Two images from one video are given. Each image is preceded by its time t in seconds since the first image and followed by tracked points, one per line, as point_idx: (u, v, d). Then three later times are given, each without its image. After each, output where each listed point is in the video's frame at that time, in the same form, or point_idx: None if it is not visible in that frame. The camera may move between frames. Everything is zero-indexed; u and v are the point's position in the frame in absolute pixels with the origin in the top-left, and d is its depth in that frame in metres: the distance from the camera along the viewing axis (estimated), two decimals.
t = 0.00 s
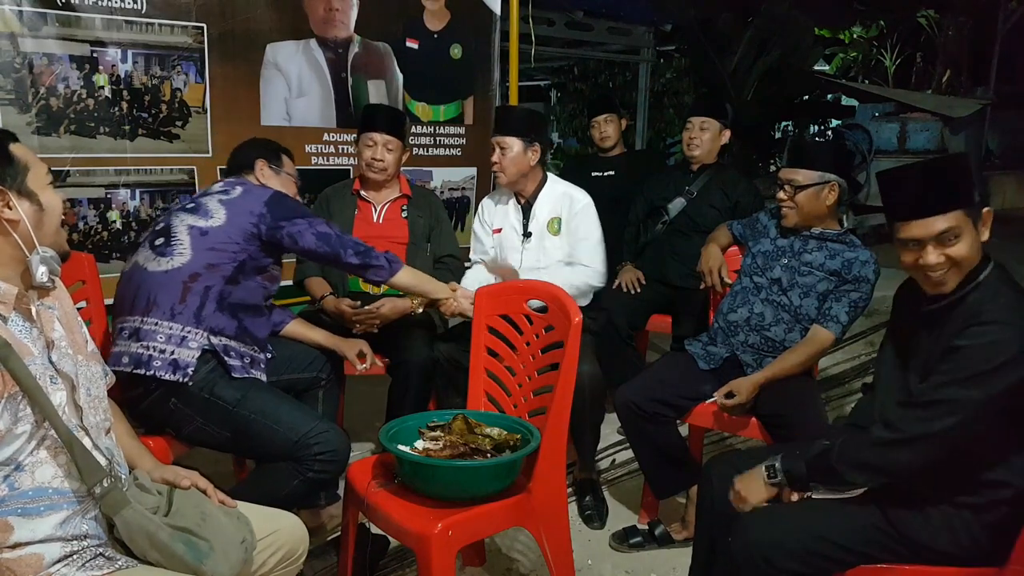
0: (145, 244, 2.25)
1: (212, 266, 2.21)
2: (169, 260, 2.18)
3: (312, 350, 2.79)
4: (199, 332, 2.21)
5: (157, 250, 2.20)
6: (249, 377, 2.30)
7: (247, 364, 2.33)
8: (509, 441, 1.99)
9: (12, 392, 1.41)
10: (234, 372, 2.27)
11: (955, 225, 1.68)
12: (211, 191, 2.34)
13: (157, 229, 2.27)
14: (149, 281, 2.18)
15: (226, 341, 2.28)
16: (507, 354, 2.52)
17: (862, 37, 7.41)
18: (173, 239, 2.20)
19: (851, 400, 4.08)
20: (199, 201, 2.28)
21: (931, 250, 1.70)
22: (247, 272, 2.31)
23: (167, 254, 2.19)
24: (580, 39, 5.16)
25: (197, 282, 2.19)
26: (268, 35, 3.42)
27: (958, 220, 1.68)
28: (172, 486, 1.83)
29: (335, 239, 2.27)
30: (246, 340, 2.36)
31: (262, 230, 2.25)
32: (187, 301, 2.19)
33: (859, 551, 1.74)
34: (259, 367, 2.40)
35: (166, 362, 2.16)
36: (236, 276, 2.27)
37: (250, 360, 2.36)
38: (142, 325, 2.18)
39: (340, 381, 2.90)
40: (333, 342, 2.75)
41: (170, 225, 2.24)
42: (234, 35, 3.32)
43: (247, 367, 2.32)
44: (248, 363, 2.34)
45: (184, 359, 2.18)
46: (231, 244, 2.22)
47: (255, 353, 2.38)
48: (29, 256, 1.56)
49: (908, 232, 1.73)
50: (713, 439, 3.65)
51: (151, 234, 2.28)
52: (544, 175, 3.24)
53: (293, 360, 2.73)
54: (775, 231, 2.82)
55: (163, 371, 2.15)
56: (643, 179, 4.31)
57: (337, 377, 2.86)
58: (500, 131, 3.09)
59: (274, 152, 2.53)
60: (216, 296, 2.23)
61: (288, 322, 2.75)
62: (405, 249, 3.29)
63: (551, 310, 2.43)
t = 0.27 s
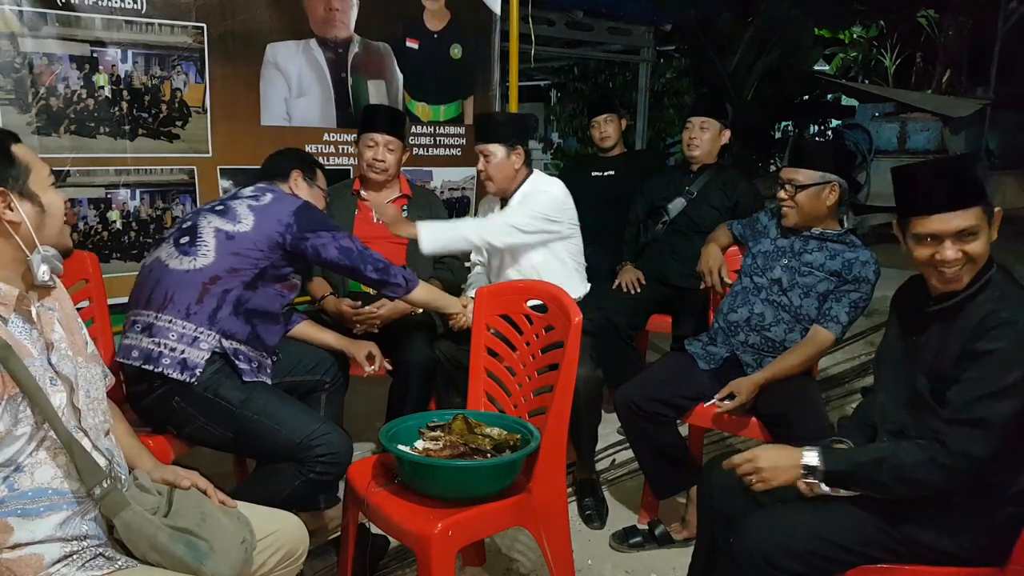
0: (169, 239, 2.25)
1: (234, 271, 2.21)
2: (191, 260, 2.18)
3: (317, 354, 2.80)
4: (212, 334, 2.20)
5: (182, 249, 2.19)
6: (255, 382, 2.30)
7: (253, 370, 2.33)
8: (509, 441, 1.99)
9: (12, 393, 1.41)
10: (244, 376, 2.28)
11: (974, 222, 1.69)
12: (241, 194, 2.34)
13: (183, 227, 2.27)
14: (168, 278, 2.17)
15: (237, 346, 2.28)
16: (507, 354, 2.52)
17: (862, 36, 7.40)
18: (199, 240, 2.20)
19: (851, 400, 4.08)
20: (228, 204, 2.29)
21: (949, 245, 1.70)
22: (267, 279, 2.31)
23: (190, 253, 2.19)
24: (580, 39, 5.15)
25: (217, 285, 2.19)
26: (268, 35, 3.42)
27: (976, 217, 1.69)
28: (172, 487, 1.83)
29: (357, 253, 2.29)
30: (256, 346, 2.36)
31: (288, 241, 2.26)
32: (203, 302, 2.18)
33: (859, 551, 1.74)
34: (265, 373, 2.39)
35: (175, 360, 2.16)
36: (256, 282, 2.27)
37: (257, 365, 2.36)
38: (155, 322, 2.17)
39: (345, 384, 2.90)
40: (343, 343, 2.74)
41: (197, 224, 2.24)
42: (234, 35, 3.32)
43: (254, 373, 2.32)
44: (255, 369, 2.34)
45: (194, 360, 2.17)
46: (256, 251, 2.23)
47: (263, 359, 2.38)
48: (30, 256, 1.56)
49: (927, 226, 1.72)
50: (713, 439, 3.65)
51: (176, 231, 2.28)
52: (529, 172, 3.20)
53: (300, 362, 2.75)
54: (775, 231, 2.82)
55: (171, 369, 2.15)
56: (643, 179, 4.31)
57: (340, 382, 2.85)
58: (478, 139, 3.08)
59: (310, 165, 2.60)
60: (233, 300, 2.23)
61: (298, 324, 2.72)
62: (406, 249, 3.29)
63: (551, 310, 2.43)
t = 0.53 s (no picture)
0: (171, 241, 2.23)
1: (240, 271, 2.20)
2: (196, 261, 2.16)
3: (323, 355, 2.79)
4: (219, 336, 2.20)
5: (185, 249, 2.18)
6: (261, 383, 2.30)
7: (260, 371, 2.32)
8: (509, 441, 1.99)
9: (13, 394, 1.41)
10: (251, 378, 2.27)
11: (973, 216, 1.69)
12: (240, 192, 2.33)
13: (184, 228, 2.25)
14: (172, 280, 2.16)
15: (244, 346, 2.27)
16: (507, 354, 2.52)
17: (862, 36, 7.40)
18: (202, 240, 2.19)
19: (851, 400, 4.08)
20: (228, 203, 2.28)
21: (939, 234, 1.72)
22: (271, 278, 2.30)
23: (194, 254, 2.17)
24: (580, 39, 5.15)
25: (222, 285, 2.18)
26: (268, 35, 3.42)
27: (976, 212, 1.70)
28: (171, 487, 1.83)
29: (359, 250, 2.29)
30: (262, 346, 2.35)
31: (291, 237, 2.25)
32: (210, 303, 2.17)
33: (858, 552, 1.74)
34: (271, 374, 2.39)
35: (184, 363, 2.15)
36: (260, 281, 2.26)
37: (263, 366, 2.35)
38: (162, 325, 2.16)
39: (348, 386, 2.89)
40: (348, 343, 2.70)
41: (198, 224, 2.23)
42: (234, 35, 3.32)
43: (261, 373, 2.32)
44: (261, 369, 2.33)
45: (202, 362, 2.17)
46: (259, 249, 2.22)
47: (269, 359, 2.38)
48: (31, 256, 1.56)
49: (925, 212, 1.76)
50: (713, 439, 3.65)
51: (178, 232, 2.26)
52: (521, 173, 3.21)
53: (304, 364, 2.75)
54: (775, 231, 2.82)
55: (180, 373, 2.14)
56: (643, 179, 4.31)
57: (343, 381, 2.85)
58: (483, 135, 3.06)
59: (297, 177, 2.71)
60: (239, 300, 2.22)
61: (302, 324, 2.71)
62: (405, 249, 3.29)
63: (551, 310, 2.43)
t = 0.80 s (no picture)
0: (143, 248, 2.22)
1: (213, 270, 2.17)
2: (168, 266, 2.14)
3: (318, 352, 2.79)
4: (203, 339, 2.18)
5: (157, 256, 2.16)
6: (253, 383, 2.29)
7: (251, 370, 2.30)
8: (509, 441, 1.99)
9: (13, 394, 1.41)
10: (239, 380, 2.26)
11: (933, 212, 1.78)
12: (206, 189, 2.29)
13: (154, 234, 2.23)
14: (149, 288, 2.15)
15: (230, 346, 2.25)
16: (507, 354, 2.52)
17: (862, 37, 7.39)
18: (172, 244, 2.16)
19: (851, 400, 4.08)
20: (194, 201, 2.24)
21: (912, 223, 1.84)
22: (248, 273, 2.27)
23: (165, 259, 2.15)
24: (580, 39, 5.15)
25: (198, 287, 2.16)
26: (268, 35, 3.42)
27: (935, 207, 1.77)
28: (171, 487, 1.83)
29: (329, 242, 2.23)
30: (251, 344, 2.33)
31: (259, 228, 2.21)
32: (188, 308, 2.16)
33: (858, 552, 1.74)
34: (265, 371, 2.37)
35: (171, 371, 2.14)
36: (236, 278, 2.23)
37: (255, 364, 2.33)
38: (145, 335, 2.15)
39: (345, 385, 2.90)
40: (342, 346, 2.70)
41: (167, 228, 2.20)
42: (234, 35, 3.32)
43: (252, 372, 2.30)
44: (253, 368, 2.31)
45: (188, 368, 2.16)
46: (230, 244, 2.18)
47: (261, 356, 2.35)
48: (31, 255, 1.55)
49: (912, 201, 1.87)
50: (713, 439, 3.65)
51: (149, 239, 2.24)
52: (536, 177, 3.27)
53: (300, 363, 2.74)
54: (775, 231, 2.82)
55: (167, 381, 2.14)
56: (643, 179, 4.31)
57: (341, 379, 2.85)
58: (503, 134, 3.07)
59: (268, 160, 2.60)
60: (217, 301, 2.20)
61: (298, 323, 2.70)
62: (405, 249, 3.29)
63: (550, 310, 2.43)
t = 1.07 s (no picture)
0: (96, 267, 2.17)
1: (157, 283, 2.08)
2: (113, 285, 2.08)
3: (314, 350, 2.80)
4: (165, 353, 2.15)
5: (100, 276, 2.10)
6: (227, 384, 2.24)
7: (227, 370, 2.26)
8: (509, 441, 1.99)
9: (13, 394, 1.41)
10: (210, 387, 2.20)
11: (935, 209, 1.79)
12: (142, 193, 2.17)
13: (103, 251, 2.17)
14: (104, 309, 2.11)
15: (198, 353, 2.20)
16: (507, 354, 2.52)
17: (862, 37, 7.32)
18: (111, 263, 2.08)
19: (851, 400, 4.08)
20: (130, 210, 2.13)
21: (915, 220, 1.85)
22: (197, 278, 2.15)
23: (110, 278, 2.09)
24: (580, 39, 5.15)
25: (147, 302, 2.09)
26: (268, 35, 3.42)
27: (937, 205, 1.78)
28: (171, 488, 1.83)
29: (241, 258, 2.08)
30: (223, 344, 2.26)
31: (184, 230, 2.05)
32: (143, 326, 2.11)
33: (859, 552, 1.74)
34: (244, 367, 2.32)
35: (139, 390, 2.13)
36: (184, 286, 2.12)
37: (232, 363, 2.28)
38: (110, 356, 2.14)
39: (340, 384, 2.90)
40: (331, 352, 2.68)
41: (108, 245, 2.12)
42: (234, 35, 3.32)
43: (228, 372, 2.25)
44: (229, 368, 2.26)
45: (155, 385, 2.14)
46: (162, 254, 2.05)
47: (237, 353, 2.30)
48: (27, 255, 1.54)
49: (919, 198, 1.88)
50: (713, 439, 3.65)
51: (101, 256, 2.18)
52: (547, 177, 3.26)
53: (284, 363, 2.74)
54: (775, 231, 2.82)
55: (136, 400, 2.13)
56: (643, 179, 4.31)
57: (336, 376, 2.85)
58: (517, 133, 3.09)
59: (216, 123, 2.27)
60: (172, 312, 2.13)
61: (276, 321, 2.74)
62: (406, 249, 3.27)
63: (550, 310, 2.43)
